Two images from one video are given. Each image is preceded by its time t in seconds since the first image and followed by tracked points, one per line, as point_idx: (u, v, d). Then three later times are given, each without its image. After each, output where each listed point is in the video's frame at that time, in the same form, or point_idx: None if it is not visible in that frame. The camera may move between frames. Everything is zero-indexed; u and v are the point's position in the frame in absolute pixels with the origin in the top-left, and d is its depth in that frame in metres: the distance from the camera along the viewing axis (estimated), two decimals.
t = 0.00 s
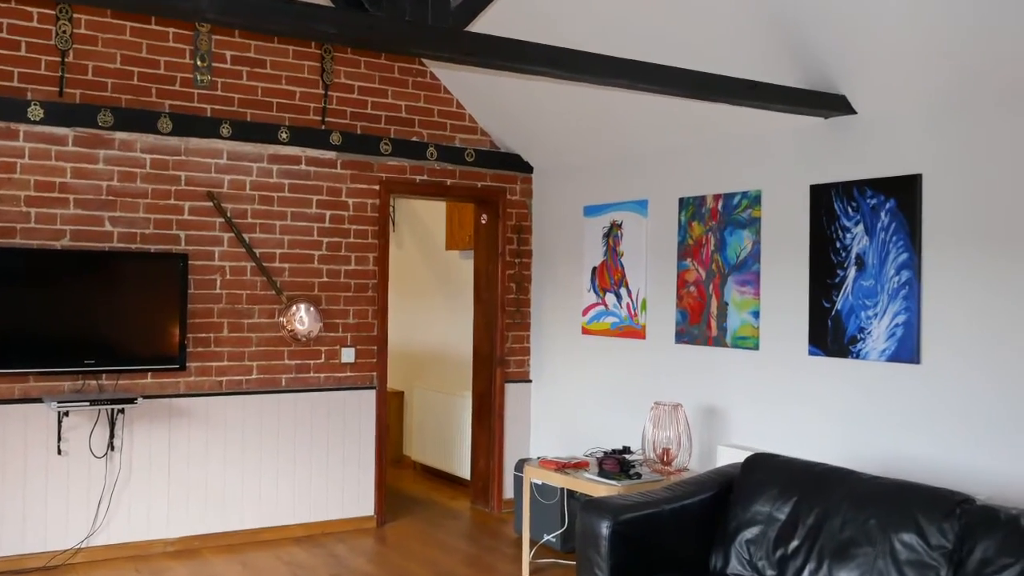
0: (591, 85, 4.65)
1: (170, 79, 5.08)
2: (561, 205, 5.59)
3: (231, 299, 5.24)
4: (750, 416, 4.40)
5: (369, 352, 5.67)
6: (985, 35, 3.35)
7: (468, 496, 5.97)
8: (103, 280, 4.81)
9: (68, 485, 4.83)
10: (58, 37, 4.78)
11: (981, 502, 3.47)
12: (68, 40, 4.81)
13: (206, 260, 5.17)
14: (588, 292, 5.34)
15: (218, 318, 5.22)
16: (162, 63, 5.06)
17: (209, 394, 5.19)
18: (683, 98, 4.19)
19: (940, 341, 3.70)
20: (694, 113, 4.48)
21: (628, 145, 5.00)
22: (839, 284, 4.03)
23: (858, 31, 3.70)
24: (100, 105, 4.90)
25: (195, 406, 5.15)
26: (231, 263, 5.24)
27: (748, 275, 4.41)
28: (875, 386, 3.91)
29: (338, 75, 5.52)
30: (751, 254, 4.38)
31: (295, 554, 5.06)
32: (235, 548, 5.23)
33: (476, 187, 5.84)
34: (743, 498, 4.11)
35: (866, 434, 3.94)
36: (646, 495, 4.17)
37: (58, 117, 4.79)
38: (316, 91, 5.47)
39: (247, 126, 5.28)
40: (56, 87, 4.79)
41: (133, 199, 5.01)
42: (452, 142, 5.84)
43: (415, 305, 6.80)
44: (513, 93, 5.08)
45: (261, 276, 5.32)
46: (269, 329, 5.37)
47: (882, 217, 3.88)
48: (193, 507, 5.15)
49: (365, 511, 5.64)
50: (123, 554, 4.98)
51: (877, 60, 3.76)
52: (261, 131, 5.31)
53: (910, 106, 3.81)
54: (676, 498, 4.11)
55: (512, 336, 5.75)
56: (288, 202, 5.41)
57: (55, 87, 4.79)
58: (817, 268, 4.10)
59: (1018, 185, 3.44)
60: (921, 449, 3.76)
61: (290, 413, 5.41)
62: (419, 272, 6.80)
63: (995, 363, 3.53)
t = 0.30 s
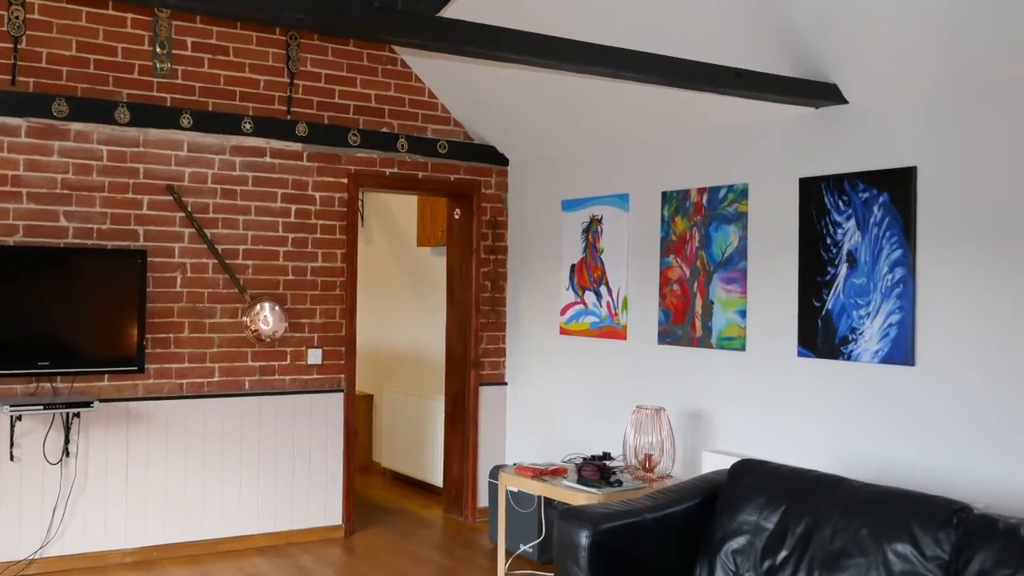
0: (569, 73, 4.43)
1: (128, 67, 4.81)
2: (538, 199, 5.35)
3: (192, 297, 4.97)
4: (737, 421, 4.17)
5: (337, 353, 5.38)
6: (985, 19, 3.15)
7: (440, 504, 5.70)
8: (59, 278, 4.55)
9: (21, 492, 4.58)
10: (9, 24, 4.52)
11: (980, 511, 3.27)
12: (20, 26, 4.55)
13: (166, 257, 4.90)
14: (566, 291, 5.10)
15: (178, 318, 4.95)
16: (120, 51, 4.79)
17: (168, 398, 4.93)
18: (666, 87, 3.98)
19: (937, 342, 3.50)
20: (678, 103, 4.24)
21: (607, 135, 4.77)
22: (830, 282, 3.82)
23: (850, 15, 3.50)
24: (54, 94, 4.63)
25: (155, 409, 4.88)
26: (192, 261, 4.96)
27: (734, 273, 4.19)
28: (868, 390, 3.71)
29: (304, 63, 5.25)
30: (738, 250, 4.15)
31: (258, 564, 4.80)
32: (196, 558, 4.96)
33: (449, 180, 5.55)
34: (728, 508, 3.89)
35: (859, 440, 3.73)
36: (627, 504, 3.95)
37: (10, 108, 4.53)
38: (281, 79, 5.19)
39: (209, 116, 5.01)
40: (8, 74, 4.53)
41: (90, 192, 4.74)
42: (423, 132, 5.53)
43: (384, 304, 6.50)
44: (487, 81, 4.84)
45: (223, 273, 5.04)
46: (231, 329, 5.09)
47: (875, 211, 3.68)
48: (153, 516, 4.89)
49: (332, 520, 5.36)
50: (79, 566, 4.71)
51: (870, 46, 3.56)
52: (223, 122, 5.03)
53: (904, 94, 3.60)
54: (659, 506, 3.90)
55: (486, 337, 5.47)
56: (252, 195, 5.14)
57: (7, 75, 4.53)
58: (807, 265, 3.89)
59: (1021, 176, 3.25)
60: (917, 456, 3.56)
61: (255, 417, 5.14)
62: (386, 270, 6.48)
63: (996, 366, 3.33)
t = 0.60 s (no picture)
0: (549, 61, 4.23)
1: (85, 55, 4.56)
2: (515, 194, 5.14)
3: (153, 296, 4.72)
4: (725, 426, 3.98)
5: (304, 354, 5.10)
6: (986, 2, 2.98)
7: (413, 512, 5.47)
8: (12, 276, 4.30)
9: None
10: None
11: (978, 520, 3.10)
12: None
13: (125, 254, 4.65)
14: (544, 289, 4.89)
15: (138, 317, 4.70)
16: (78, 37, 4.54)
17: (129, 401, 4.68)
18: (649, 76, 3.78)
19: (933, 344, 3.33)
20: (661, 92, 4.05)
21: (587, 126, 4.57)
22: (820, 280, 3.65)
23: None
24: (7, 83, 4.38)
25: (114, 413, 4.64)
26: (153, 258, 4.72)
27: (720, 270, 4.00)
28: (861, 394, 3.53)
29: (271, 51, 4.99)
30: (725, 247, 3.97)
31: None
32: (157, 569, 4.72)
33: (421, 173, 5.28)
34: (714, 516, 3.70)
35: (851, 446, 3.55)
36: (608, 512, 3.75)
37: None
38: (246, 68, 4.93)
39: (169, 108, 4.74)
40: None
41: (46, 186, 4.50)
42: (395, 123, 5.25)
43: (354, 303, 6.23)
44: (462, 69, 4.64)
45: (186, 271, 4.79)
46: (194, 329, 4.84)
47: (868, 205, 3.51)
48: (111, 525, 4.64)
49: (301, 529, 5.08)
50: None
51: (864, 33, 3.38)
52: (186, 112, 4.78)
53: (899, 83, 3.42)
54: (642, 514, 3.70)
55: (460, 338, 5.24)
56: (216, 189, 4.88)
57: None
58: (797, 262, 3.71)
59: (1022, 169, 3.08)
60: (912, 463, 3.39)
61: (218, 421, 4.89)
62: (355, 267, 6.23)
63: (996, 369, 3.16)
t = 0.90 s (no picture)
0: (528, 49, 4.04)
1: (42, 43, 4.32)
2: (491, 189, 4.94)
3: (114, 295, 4.49)
4: (711, 430, 3.81)
5: (271, 355, 4.86)
6: None
7: (385, 520, 5.27)
8: None
9: None
10: None
11: (975, 529, 2.95)
12: None
13: (85, 251, 4.43)
14: (523, 287, 4.70)
15: (98, 317, 4.47)
16: (35, 25, 4.30)
17: (89, 404, 4.45)
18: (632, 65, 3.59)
19: (930, 345, 3.17)
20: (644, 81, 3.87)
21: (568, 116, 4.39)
22: (811, 278, 3.49)
23: None
24: None
25: (73, 417, 4.42)
26: (113, 255, 4.49)
27: (707, 268, 3.83)
28: (854, 397, 3.37)
29: (237, 39, 4.74)
30: (711, 243, 3.80)
31: None
32: None
33: (394, 167, 5.05)
34: (699, 524, 3.52)
35: (842, 451, 3.39)
36: (589, 520, 3.57)
37: None
38: (211, 57, 4.69)
39: (133, 98, 4.51)
40: None
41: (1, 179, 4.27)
42: (368, 114, 5.02)
43: (323, 302, 6.00)
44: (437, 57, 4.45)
45: (148, 269, 4.57)
46: (156, 329, 4.61)
47: (860, 200, 3.34)
48: (70, 534, 4.42)
49: (268, 538, 4.85)
50: None
51: (857, 19, 3.20)
52: (148, 103, 4.54)
53: (894, 71, 3.26)
54: (625, 522, 3.51)
55: (435, 338, 5.04)
56: (180, 183, 4.65)
57: None
58: (786, 259, 3.55)
59: None
60: (907, 470, 3.23)
61: (182, 426, 4.66)
62: (324, 263, 6.00)
63: (997, 371, 3.02)
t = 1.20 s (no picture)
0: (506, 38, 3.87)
1: None
2: (468, 184, 4.76)
3: (76, 294, 4.29)
4: (698, 435, 3.66)
5: (238, 356, 4.64)
6: None
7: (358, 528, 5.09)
8: None
9: None
10: None
11: (973, 538, 2.80)
12: None
13: (45, 248, 4.22)
14: (502, 285, 4.53)
15: (59, 317, 4.27)
16: None
17: (49, 407, 4.25)
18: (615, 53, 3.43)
19: (926, 347, 3.03)
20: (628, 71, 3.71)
21: (548, 108, 4.23)
22: (802, 276, 3.34)
23: None
24: None
25: (32, 421, 4.21)
26: (74, 252, 4.29)
27: (693, 266, 3.69)
28: (847, 401, 3.22)
29: (203, 26, 4.52)
30: (698, 240, 3.65)
31: None
32: None
33: (367, 160, 4.85)
34: (686, 533, 3.36)
35: (834, 457, 3.25)
36: (570, 527, 3.41)
37: None
38: (176, 45, 4.47)
39: (94, 88, 4.29)
40: None
41: None
42: (340, 105, 4.80)
43: (294, 301, 5.80)
44: (412, 45, 4.27)
45: (111, 266, 4.36)
46: (120, 329, 4.40)
47: (853, 195, 3.19)
48: (29, 543, 4.22)
49: (234, 547, 4.63)
50: None
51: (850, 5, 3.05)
52: (111, 94, 4.33)
53: (888, 60, 3.11)
54: (608, 530, 3.35)
55: (410, 338, 4.86)
56: (143, 176, 4.44)
57: None
58: (775, 256, 3.40)
59: None
60: (902, 478, 3.08)
61: (146, 430, 4.45)
62: (295, 261, 5.80)
63: (996, 374, 2.87)
